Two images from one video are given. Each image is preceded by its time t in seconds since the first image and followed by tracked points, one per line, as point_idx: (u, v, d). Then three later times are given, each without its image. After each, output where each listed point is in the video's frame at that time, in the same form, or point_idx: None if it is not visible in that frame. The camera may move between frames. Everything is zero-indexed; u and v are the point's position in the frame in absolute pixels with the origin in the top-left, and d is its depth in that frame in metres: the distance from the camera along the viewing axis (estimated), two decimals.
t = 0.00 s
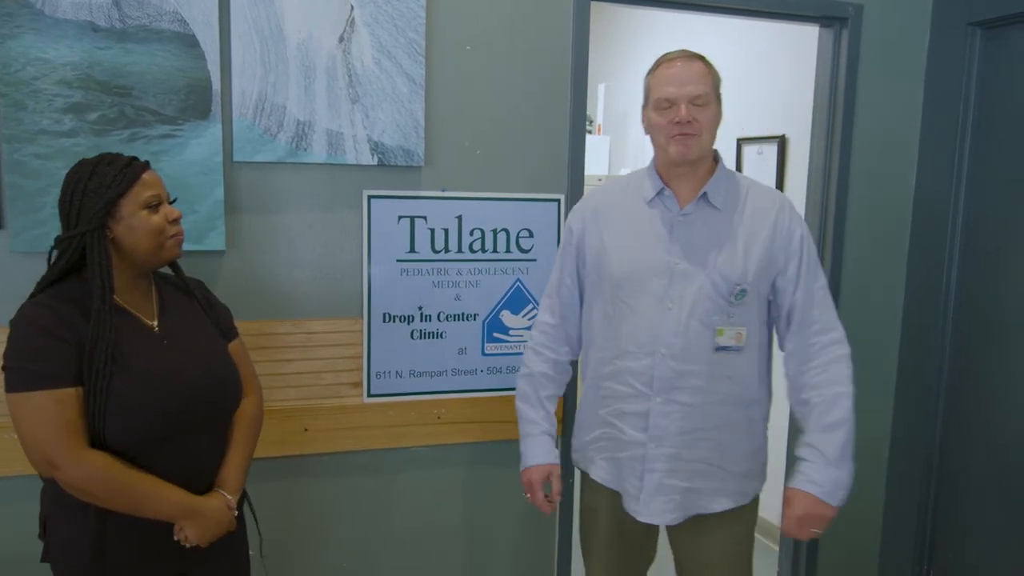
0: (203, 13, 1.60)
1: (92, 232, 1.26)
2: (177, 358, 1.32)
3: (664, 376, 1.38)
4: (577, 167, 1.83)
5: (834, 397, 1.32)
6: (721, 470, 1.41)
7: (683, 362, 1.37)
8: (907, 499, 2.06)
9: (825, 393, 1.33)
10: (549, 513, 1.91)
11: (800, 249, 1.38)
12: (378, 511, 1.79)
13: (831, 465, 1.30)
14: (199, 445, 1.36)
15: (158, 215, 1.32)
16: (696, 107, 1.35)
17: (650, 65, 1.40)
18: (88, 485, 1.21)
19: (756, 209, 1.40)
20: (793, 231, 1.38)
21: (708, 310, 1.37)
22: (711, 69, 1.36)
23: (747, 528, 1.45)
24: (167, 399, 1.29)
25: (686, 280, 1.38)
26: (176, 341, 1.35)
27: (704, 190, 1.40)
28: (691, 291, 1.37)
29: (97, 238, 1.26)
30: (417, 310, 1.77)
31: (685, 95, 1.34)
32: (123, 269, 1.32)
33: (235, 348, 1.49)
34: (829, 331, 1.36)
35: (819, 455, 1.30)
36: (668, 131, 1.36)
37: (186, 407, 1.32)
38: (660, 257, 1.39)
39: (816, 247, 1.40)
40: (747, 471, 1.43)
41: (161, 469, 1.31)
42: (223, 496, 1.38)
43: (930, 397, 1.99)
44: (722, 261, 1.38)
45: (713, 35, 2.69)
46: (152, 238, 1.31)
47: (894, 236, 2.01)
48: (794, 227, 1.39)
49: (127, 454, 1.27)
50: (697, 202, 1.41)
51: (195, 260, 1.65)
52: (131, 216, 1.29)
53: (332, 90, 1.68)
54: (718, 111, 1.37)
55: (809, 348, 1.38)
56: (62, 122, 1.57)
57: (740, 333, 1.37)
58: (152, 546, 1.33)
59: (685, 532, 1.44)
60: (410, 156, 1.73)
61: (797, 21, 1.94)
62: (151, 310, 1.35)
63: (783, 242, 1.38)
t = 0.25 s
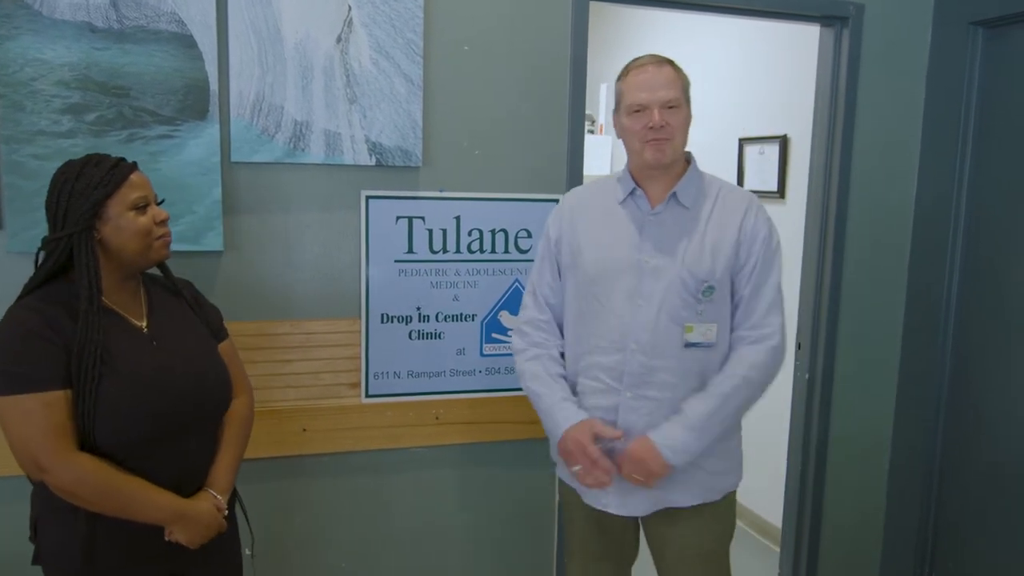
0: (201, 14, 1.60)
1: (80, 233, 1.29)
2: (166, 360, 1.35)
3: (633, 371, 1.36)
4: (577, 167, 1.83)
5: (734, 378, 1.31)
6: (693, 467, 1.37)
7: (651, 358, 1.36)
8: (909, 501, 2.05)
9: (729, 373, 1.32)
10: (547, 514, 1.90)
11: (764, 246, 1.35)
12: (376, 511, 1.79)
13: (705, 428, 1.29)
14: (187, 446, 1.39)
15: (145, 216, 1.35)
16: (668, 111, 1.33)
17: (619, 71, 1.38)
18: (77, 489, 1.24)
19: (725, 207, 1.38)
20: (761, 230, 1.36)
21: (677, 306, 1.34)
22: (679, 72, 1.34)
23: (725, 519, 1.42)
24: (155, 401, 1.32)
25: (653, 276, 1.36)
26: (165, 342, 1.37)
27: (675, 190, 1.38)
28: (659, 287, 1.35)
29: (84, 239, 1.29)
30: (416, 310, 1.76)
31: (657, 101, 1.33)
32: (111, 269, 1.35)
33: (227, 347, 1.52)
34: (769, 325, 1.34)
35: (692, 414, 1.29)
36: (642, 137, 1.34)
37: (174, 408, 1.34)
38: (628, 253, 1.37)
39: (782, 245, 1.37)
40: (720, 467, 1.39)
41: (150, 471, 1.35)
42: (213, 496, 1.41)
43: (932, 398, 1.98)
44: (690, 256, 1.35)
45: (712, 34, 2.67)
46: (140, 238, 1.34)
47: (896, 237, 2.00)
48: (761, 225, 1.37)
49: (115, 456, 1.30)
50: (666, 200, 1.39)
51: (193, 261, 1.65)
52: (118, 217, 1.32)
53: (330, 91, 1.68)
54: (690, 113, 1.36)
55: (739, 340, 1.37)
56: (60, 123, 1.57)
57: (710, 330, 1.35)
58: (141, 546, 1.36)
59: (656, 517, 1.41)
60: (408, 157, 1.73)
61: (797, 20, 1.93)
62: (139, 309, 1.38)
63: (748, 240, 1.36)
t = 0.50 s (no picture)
0: (202, 15, 1.60)
1: (77, 236, 1.30)
2: (164, 361, 1.35)
3: (612, 369, 1.41)
4: (579, 168, 1.82)
5: (690, 376, 1.35)
6: (669, 459, 1.41)
7: (633, 357, 1.40)
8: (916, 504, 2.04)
9: (688, 370, 1.37)
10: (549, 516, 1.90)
11: (739, 246, 1.41)
12: (377, 511, 1.79)
13: (661, 421, 1.36)
14: (185, 447, 1.40)
15: (143, 218, 1.36)
16: (646, 114, 1.39)
17: (597, 77, 1.45)
18: (73, 491, 1.25)
19: (702, 209, 1.44)
20: (735, 232, 1.42)
21: (656, 306, 1.39)
22: (655, 77, 1.40)
23: (710, 516, 1.45)
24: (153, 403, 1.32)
25: (633, 278, 1.41)
26: (163, 343, 1.38)
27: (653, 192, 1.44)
28: (638, 288, 1.40)
29: (81, 242, 1.30)
30: (417, 311, 1.76)
31: (634, 104, 1.38)
32: (109, 271, 1.36)
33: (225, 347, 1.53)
34: (735, 323, 1.38)
35: (647, 409, 1.36)
36: (620, 139, 1.40)
37: (173, 410, 1.35)
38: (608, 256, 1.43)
39: (757, 245, 1.42)
40: (698, 461, 1.42)
41: (147, 472, 1.35)
42: (210, 495, 1.42)
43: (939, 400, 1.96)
44: (668, 257, 1.40)
45: (717, 33, 2.66)
46: (137, 241, 1.35)
47: (903, 238, 1.99)
48: (737, 225, 1.42)
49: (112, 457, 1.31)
50: (645, 203, 1.44)
51: (194, 262, 1.65)
52: (115, 220, 1.33)
53: (331, 92, 1.68)
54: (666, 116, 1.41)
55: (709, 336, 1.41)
56: (63, 125, 1.58)
57: (689, 329, 1.39)
58: (139, 548, 1.37)
59: (646, 515, 1.44)
60: (409, 158, 1.73)
61: (802, 20, 1.91)
62: (137, 310, 1.39)
63: (724, 242, 1.41)
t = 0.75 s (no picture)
0: (209, 16, 1.61)
1: (83, 237, 1.29)
2: (170, 361, 1.34)
3: (604, 368, 1.41)
4: (586, 169, 1.82)
5: (682, 374, 1.35)
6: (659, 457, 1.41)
7: (624, 357, 1.40)
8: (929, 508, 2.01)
9: (680, 369, 1.37)
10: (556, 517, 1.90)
11: (728, 245, 1.41)
12: (383, 512, 1.80)
13: (655, 418, 1.36)
14: (189, 448, 1.39)
15: (149, 219, 1.35)
16: (633, 113, 1.40)
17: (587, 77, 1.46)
18: (77, 491, 1.23)
19: (690, 207, 1.44)
20: (724, 230, 1.42)
21: (647, 305, 1.39)
22: (643, 77, 1.42)
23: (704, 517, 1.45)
24: (159, 404, 1.31)
25: (623, 277, 1.41)
26: (169, 343, 1.37)
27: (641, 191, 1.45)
28: (628, 288, 1.40)
29: (88, 243, 1.29)
30: (424, 312, 1.76)
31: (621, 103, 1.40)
32: (115, 272, 1.35)
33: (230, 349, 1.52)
34: (726, 321, 1.38)
35: (640, 407, 1.36)
36: (607, 138, 1.42)
37: (179, 410, 1.34)
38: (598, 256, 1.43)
39: (746, 244, 1.43)
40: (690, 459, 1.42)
41: (152, 473, 1.34)
42: (215, 496, 1.41)
43: (952, 402, 1.94)
44: (658, 256, 1.41)
45: (728, 32, 2.64)
46: (143, 242, 1.34)
47: (916, 238, 1.97)
48: (727, 224, 1.43)
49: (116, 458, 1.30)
50: (634, 203, 1.45)
51: (201, 262, 1.66)
52: (121, 221, 1.31)
53: (338, 93, 1.68)
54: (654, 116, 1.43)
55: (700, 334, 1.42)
56: (71, 126, 1.59)
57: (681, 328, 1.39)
58: (143, 549, 1.35)
59: (635, 514, 1.44)
60: (416, 158, 1.73)
61: (814, 19, 1.90)
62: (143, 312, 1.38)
63: (713, 240, 1.42)
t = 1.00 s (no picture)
0: (221, 17, 1.62)
1: (93, 237, 1.28)
2: (180, 361, 1.34)
3: (604, 368, 1.43)
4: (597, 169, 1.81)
5: (682, 369, 1.37)
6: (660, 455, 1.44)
7: (623, 355, 1.42)
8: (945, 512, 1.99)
9: (679, 365, 1.39)
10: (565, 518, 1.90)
11: (723, 242, 1.44)
12: (394, 514, 1.80)
13: (655, 415, 1.38)
14: (199, 448, 1.38)
15: (159, 220, 1.34)
16: (625, 113, 1.41)
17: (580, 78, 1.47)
18: (86, 489, 1.23)
19: (683, 206, 1.47)
20: (718, 227, 1.45)
21: (645, 303, 1.42)
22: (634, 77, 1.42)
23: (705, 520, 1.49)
24: (169, 404, 1.30)
25: (620, 276, 1.43)
26: (179, 343, 1.36)
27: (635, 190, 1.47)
28: (626, 287, 1.43)
29: (99, 243, 1.29)
30: (433, 312, 1.76)
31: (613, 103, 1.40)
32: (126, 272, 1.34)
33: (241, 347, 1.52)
34: (723, 317, 1.40)
35: (640, 403, 1.38)
36: (600, 137, 1.42)
37: (188, 411, 1.33)
38: (594, 256, 1.45)
39: (740, 240, 1.45)
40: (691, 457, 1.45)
41: (161, 473, 1.33)
42: (223, 496, 1.40)
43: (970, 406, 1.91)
44: (654, 254, 1.43)
45: (744, 31, 2.63)
46: (154, 242, 1.33)
47: (932, 239, 1.95)
48: (720, 221, 1.46)
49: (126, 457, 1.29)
50: (628, 203, 1.47)
51: (212, 262, 1.67)
52: (132, 221, 1.31)
53: (348, 93, 1.69)
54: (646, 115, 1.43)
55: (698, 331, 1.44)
56: (85, 126, 1.60)
57: (679, 325, 1.42)
58: (152, 547, 1.35)
59: (636, 514, 1.47)
60: (426, 159, 1.72)
61: (829, 17, 1.88)
62: (154, 312, 1.38)
63: (708, 237, 1.44)
